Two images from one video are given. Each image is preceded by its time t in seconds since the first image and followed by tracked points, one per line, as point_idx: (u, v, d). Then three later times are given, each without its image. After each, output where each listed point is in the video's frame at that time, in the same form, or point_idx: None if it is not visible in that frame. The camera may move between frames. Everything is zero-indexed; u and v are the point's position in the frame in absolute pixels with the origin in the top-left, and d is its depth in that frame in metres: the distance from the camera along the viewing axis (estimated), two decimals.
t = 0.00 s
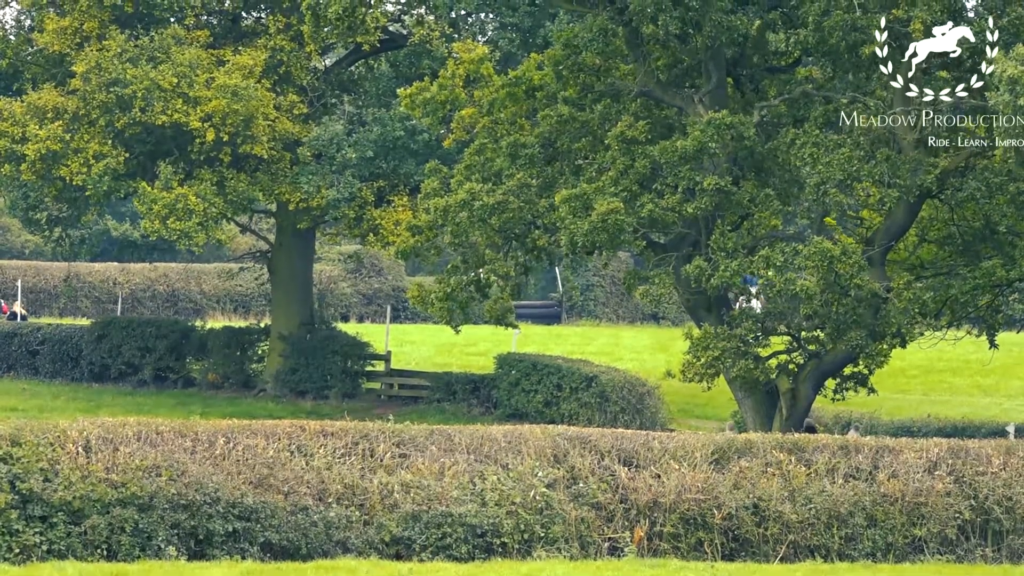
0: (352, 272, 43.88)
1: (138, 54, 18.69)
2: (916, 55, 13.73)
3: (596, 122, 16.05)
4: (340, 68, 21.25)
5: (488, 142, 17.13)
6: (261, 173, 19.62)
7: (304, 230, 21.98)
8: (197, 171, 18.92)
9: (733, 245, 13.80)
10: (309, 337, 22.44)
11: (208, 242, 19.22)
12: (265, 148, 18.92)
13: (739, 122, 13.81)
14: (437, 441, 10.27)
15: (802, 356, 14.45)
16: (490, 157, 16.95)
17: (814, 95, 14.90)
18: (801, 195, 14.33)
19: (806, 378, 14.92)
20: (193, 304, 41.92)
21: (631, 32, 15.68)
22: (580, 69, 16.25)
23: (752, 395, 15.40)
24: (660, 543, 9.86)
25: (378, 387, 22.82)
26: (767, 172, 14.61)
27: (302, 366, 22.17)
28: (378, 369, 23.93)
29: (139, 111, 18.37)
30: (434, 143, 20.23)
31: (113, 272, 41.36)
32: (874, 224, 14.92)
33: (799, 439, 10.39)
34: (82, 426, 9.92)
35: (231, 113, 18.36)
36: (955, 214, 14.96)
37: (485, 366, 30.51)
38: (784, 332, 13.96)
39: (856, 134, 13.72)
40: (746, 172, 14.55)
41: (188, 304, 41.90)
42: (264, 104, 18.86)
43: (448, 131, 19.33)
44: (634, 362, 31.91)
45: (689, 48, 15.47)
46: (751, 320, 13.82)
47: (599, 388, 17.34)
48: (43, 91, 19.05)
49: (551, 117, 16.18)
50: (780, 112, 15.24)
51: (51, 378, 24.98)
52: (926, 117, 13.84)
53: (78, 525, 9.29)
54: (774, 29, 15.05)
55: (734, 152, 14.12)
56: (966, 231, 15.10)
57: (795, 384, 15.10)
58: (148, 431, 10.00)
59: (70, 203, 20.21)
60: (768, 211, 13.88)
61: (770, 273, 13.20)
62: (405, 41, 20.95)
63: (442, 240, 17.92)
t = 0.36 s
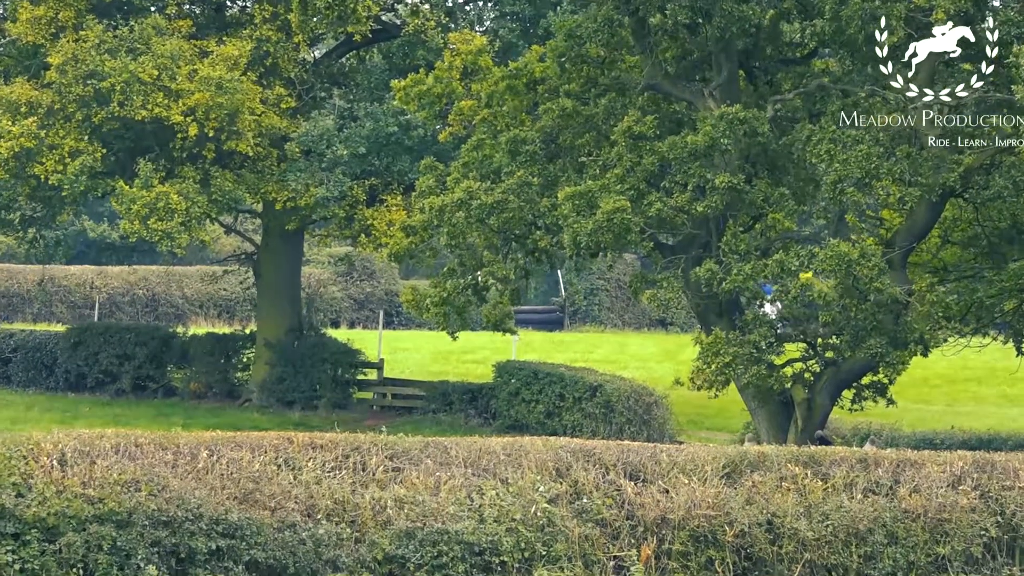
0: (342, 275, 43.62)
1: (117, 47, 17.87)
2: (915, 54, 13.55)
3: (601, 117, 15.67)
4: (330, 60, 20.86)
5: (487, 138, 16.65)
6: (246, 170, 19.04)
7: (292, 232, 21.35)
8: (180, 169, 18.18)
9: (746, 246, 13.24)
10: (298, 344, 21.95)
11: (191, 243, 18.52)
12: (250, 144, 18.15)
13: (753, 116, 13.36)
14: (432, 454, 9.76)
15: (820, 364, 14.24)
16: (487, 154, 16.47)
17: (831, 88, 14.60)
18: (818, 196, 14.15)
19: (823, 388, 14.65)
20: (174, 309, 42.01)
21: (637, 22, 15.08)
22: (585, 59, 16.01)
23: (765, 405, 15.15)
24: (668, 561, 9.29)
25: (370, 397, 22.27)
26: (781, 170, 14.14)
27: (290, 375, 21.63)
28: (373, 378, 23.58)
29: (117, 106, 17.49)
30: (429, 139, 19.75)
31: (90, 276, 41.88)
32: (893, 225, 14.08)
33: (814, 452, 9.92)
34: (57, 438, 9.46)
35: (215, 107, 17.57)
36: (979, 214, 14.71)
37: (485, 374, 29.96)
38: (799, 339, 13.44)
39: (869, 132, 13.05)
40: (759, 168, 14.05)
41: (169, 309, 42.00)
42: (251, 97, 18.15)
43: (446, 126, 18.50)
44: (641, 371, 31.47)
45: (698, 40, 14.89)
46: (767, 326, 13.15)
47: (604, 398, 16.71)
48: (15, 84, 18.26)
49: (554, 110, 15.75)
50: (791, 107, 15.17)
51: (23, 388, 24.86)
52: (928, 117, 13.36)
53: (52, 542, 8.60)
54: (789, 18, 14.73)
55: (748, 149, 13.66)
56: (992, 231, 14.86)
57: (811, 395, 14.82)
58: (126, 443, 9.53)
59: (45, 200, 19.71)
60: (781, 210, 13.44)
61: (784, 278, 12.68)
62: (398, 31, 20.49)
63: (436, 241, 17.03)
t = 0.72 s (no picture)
0: (329, 277, 42.85)
1: (83, 27, 17.11)
2: (916, 53, 13.24)
3: (608, 103, 14.93)
4: (315, 42, 19.92)
5: (484, 127, 16.00)
6: (225, 162, 18.12)
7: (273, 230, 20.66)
8: (153, 160, 17.43)
9: (764, 243, 12.51)
10: (280, 350, 21.16)
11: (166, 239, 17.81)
12: (229, 133, 17.45)
13: (771, 105, 12.67)
14: (425, 468, 9.05)
15: (842, 370, 13.41)
16: (485, 144, 15.79)
17: (856, 73, 13.94)
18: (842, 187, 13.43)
19: (847, 397, 13.98)
20: (147, 311, 41.16)
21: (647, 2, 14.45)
22: (592, 42, 15.31)
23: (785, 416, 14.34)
24: None
25: (357, 407, 21.57)
26: (802, 162, 13.35)
27: (271, 383, 20.86)
28: (362, 385, 22.67)
29: (84, 92, 16.75)
30: (423, 129, 19.06)
31: (57, 276, 40.79)
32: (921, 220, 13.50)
33: (838, 466, 9.21)
34: (19, 451, 8.79)
35: (191, 93, 16.88)
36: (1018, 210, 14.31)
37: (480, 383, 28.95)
38: (822, 343, 12.90)
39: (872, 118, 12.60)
40: (778, 161, 13.25)
41: (141, 312, 41.10)
42: (228, 82, 17.34)
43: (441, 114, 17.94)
44: (651, 377, 30.74)
45: (713, 19, 14.35)
46: (785, 330, 12.56)
47: (612, 408, 16.25)
48: None
49: (557, 97, 15.15)
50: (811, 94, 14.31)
51: None
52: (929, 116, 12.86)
53: (14, 564, 8.04)
54: None
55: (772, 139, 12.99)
56: None
57: (835, 405, 14.16)
58: (95, 456, 8.84)
59: (6, 195, 18.83)
60: (804, 205, 12.57)
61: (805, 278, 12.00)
62: (388, 12, 19.75)
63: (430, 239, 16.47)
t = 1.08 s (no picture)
0: (327, 276, 42.85)
1: (77, 25, 17.04)
2: (915, 54, 13.19)
3: (608, 102, 14.78)
4: (313, 40, 19.66)
5: (484, 125, 16.03)
6: (222, 161, 18.05)
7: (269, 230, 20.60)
8: (147, 159, 17.33)
9: (766, 244, 12.40)
10: (276, 351, 21.09)
11: (162, 239, 17.70)
12: (224, 132, 17.27)
13: (774, 103, 12.59)
14: (424, 471, 8.93)
15: (848, 373, 13.55)
16: (485, 143, 15.77)
17: (860, 72, 13.84)
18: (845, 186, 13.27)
19: (851, 399, 13.73)
20: (142, 312, 41.08)
21: None
22: (592, 40, 15.18)
23: (787, 419, 14.34)
24: None
25: (355, 409, 21.32)
26: (806, 161, 13.30)
27: (269, 385, 20.78)
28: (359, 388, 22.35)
29: (79, 90, 16.73)
30: (422, 127, 18.97)
31: (50, 276, 40.57)
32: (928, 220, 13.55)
33: (842, 469, 9.10)
34: (14, 454, 8.69)
35: (186, 92, 16.74)
36: None
37: (480, 385, 28.83)
38: (826, 346, 12.72)
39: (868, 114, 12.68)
40: (781, 160, 13.20)
41: (137, 312, 41.07)
42: (224, 81, 17.19)
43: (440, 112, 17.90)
44: (654, 378, 30.63)
45: (715, 18, 14.46)
46: (787, 331, 12.48)
47: (612, 411, 16.16)
48: None
49: (557, 97, 14.97)
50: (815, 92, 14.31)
51: None
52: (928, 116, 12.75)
53: (9, 568, 7.90)
54: None
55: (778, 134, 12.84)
56: None
57: (838, 406, 13.91)
58: (91, 459, 8.74)
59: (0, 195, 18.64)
60: (808, 205, 12.56)
61: (809, 278, 11.84)
62: (386, 9, 19.46)
63: (429, 240, 16.38)
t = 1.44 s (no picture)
0: (327, 276, 42.98)
1: (78, 25, 17.04)
2: (916, 54, 13.16)
3: (610, 102, 14.87)
4: (313, 40, 19.59)
5: (484, 125, 16.04)
6: (222, 161, 18.01)
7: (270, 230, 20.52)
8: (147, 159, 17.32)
9: (768, 244, 12.40)
10: (277, 351, 21.06)
11: (162, 239, 17.72)
12: (226, 132, 17.20)
13: (775, 103, 12.62)
14: (426, 471, 8.95)
15: (848, 373, 13.55)
16: (486, 143, 15.80)
17: (862, 72, 13.83)
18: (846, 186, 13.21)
19: (852, 400, 13.72)
20: (143, 312, 41.54)
21: None
22: (593, 40, 15.16)
23: (788, 418, 14.36)
24: None
25: (356, 409, 21.42)
26: (806, 160, 13.30)
27: (270, 385, 20.79)
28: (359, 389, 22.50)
29: (81, 90, 16.74)
30: (422, 127, 18.97)
31: (52, 275, 41.11)
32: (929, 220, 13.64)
33: (842, 469, 9.18)
34: (15, 454, 8.71)
35: (187, 91, 16.71)
36: None
37: (481, 385, 28.86)
38: (826, 346, 12.76)
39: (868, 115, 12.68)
40: (782, 160, 13.14)
41: (138, 312, 41.52)
42: (225, 81, 17.17)
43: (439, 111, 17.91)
44: (655, 378, 30.65)
45: (716, 18, 14.39)
46: (789, 331, 12.52)
47: (613, 411, 16.17)
48: None
49: (557, 96, 15.08)
50: (818, 92, 14.37)
51: None
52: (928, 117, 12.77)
53: (10, 568, 7.88)
54: None
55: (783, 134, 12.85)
56: None
57: (839, 406, 13.91)
58: (92, 459, 8.77)
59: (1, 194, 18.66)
60: (809, 204, 12.51)
61: (810, 278, 11.81)
62: (387, 8, 19.52)
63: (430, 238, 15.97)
